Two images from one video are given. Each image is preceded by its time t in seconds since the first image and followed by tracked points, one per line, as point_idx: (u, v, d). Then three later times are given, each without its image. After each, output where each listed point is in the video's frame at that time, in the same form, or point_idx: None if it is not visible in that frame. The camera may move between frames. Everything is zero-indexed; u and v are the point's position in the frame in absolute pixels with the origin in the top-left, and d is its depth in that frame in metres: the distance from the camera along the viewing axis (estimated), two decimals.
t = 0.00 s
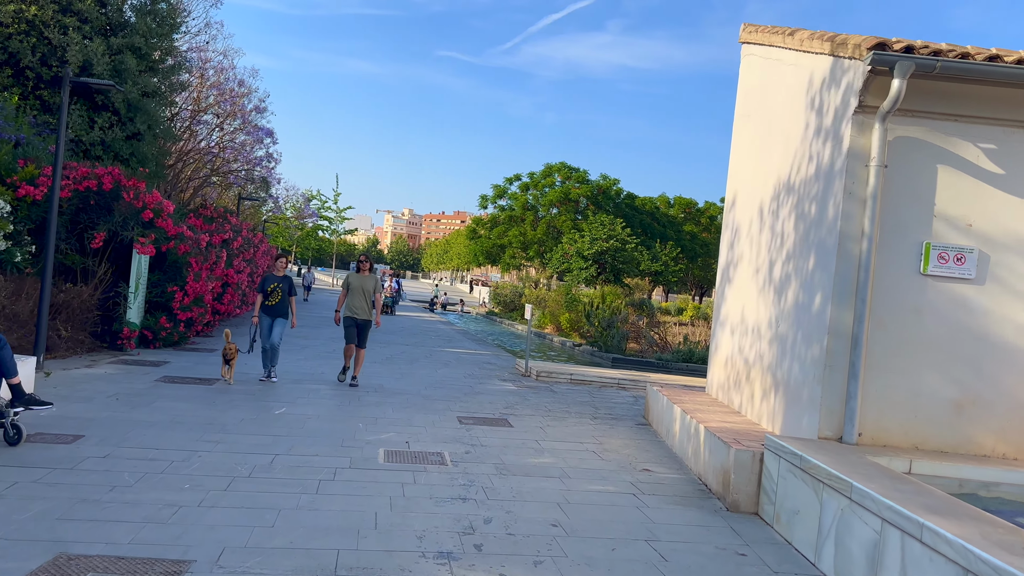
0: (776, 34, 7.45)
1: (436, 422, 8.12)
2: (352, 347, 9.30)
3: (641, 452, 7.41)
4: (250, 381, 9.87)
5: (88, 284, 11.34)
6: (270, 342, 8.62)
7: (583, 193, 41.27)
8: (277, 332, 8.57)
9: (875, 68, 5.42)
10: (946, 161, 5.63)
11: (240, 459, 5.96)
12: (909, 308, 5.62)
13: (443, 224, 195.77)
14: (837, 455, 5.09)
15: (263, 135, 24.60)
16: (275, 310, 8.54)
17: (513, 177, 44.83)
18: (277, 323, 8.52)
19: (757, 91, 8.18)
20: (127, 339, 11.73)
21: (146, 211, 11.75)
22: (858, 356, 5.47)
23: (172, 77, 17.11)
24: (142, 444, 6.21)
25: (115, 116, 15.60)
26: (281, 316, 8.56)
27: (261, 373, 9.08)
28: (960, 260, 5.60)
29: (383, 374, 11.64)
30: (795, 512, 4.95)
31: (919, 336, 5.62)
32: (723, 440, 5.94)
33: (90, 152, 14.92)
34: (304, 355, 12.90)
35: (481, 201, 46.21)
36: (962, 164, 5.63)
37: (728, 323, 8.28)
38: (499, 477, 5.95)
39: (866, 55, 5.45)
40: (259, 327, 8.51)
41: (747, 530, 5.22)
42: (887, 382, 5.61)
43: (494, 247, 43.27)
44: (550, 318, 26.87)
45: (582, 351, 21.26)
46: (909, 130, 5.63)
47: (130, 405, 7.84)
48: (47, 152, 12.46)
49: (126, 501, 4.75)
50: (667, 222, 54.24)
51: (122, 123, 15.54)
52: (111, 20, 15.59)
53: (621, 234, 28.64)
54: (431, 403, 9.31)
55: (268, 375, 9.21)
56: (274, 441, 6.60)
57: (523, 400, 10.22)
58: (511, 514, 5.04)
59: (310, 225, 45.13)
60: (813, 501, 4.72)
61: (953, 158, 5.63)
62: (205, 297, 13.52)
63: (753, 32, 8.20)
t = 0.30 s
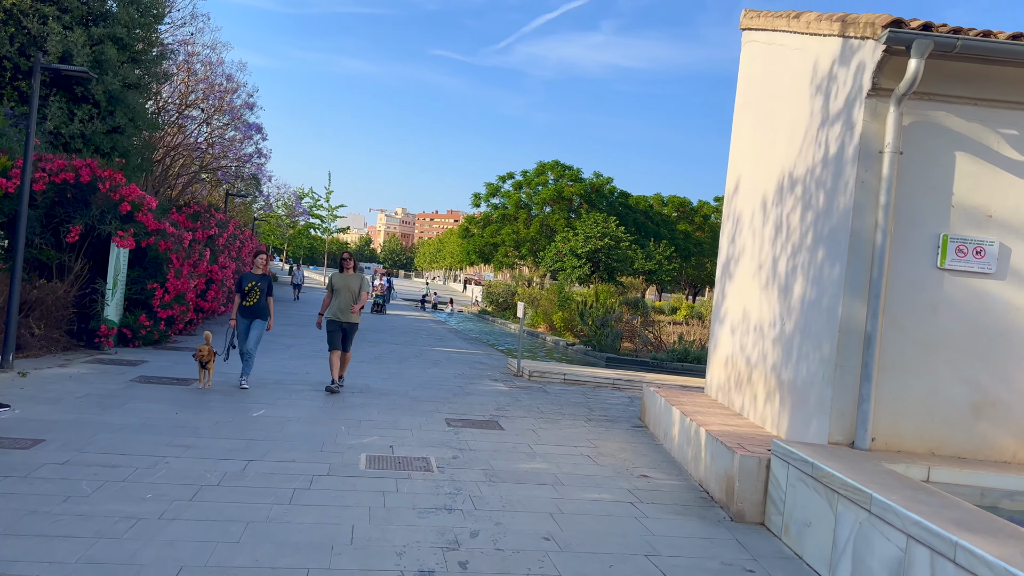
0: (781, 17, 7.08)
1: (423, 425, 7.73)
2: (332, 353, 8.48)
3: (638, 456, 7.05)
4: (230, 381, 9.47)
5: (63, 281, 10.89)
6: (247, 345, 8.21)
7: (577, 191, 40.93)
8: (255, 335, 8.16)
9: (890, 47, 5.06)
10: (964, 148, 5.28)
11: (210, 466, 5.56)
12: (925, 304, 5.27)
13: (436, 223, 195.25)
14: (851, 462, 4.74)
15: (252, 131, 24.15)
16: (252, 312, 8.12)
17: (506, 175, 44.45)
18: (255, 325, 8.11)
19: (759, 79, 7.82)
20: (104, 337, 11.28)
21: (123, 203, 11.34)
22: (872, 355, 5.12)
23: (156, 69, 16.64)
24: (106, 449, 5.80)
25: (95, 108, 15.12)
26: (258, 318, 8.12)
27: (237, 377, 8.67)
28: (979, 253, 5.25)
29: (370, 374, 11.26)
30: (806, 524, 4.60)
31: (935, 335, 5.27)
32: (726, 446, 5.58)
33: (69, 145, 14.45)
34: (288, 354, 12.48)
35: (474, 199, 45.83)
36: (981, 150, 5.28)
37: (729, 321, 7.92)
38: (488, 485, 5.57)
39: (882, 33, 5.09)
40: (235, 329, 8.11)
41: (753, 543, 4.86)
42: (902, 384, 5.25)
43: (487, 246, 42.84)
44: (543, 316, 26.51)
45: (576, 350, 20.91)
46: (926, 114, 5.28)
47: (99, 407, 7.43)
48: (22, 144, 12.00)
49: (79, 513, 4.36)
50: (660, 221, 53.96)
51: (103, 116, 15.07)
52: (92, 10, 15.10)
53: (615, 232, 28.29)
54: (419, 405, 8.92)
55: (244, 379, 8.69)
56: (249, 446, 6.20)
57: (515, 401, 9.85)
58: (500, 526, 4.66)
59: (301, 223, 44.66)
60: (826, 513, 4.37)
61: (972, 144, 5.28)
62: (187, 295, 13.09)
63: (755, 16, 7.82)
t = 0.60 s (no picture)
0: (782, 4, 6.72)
1: (405, 432, 7.35)
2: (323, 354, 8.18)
3: (630, 466, 6.69)
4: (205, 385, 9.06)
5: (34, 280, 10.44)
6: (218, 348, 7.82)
7: (569, 190, 40.62)
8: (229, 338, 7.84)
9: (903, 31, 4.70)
10: (979, 141, 4.93)
11: (170, 481, 5.16)
12: (938, 308, 4.92)
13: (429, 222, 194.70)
14: (860, 480, 4.38)
15: (239, 127, 23.73)
16: (224, 313, 7.74)
17: (498, 173, 44.10)
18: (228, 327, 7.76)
19: (758, 70, 7.46)
20: (76, 339, 10.84)
21: (98, 200, 10.97)
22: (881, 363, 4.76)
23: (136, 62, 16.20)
24: (60, 462, 5.40)
25: (71, 102, 14.69)
26: (230, 319, 7.77)
27: (205, 384, 8.07)
28: (995, 253, 4.90)
29: (353, 377, 10.87)
30: (810, 547, 4.24)
31: (948, 341, 4.91)
32: (724, 459, 5.21)
33: (44, 139, 14.01)
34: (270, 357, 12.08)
35: (466, 198, 45.47)
36: (997, 143, 4.93)
37: (726, 323, 7.57)
38: (469, 501, 5.19)
39: (893, 15, 4.74)
40: (206, 331, 7.70)
41: (754, 565, 4.49)
42: (913, 394, 4.90)
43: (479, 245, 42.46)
44: (535, 316, 26.16)
45: (567, 350, 20.56)
46: (939, 105, 4.93)
47: (61, 414, 7.01)
48: None
49: (17, 537, 3.96)
50: (653, 220, 53.68)
51: (80, 110, 14.64)
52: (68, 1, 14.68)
53: (607, 231, 27.98)
54: (401, 410, 8.54)
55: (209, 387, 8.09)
56: (215, 458, 5.80)
57: (502, 406, 9.48)
58: (479, 549, 4.28)
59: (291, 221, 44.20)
60: (834, 535, 4.01)
61: (988, 137, 4.93)
62: (165, 295, 12.68)
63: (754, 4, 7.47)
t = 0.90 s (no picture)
0: None
1: (384, 433, 6.96)
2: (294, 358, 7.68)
3: (622, 469, 6.30)
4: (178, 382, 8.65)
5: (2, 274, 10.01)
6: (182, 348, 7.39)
7: (563, 184, 40.20)
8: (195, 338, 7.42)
9: None
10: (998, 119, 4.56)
11: (122, 487, 4.76)
12: (953, 300, 4.55)
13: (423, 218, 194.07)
14: (872, 486, 4.00)
15: (226, 119, 23.24)
16: (189, 310, 7.33)
17: (491, 168, 43.67)
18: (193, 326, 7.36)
19: (757, 51, 7.07)
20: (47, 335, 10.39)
21: (73, 191, 10.49)
22: (892, 360, 4.40)
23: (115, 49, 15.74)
24: (5, 466, 4.99)
25: (47, 90, 14.20)
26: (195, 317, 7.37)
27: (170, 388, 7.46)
28: (1014, 240, 4.53)
29: (336, 374, 10.47)
30: (817, 560, 3.87)
31: (964, 335, 4.55)
32: (722, 463, 4.83)
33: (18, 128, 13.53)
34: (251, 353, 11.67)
35: (459, 193, 45.04)
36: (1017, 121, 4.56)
37: (723, 317, 7.19)
38: (447, 508, 4.80)
39: None
40: (171, 330, 7.28)
41: None
42: (926, 391, 4.53)
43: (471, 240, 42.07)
44: (528, 312, 25.77)
45: (559, 347, 20.18)
46: (954, 80, 4.56)
47: (18, 413, 6.60)
48: None
49: None
50: (647, 215, 53.31)
51: (56, 98, 14.15)
52: None
53: (601, 226, 27.59)
54: (382, 409, 8.15)
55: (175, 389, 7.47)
56: (175, 462, 5.40)
57: (490, 404, 9.09)
58: (454, 564, 3.89)
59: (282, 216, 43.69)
60: (844, 548, 3.64)
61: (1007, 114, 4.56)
62: (142, 289, 12.25)
63: None
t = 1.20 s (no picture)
0: None
1: (366, 437, 6.58)
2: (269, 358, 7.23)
3: (617, 476, 5.94)
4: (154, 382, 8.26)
5: None
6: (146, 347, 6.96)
7: (559, 179, 39.75)
8: (160, 336, 6.96)
9: None
10: None
11: (75, 501, 4.37)
12: (978, 297, 4.18)
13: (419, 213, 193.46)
14: (892, 502, 3.64)
15: (215, 111, 22.75)
16: (155, 306, 6.92)
17: (486, 163, 43.23)
18: (158, 322, 6.92)
19: (760, 34, 6.69)
20: (19, 333, 9.99)
21: (47, 186, 10.05)
22: (913, 363, 4.04)
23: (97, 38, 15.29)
24: None
25: (25, 79, 13.66)
26: (163, 313, 6.95)
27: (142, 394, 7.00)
28: None
29: (321, 373, 10.09)
30: None
31: (990, 334, 4.18)
32: (726, 474, 4.47)
33: None
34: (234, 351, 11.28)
35: (454, 188, 44.61)
36: None
37: (724, 315, 6.82)
38: (428, 523, 4.43)
39: None
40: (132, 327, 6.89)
41: None
42: (949, 397, 4.17)
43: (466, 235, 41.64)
44: (522, 308, 25.37)
45: (554, 343, 19.80)
46: (979, 58, 4.19)
47: None
48: None
49: None
50: (644, 211, 52.91)
51: (33, 87, 13.64)
52: None
53: (597, 221, 27.19)
54: (366, 411, 7.78)
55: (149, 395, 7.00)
56: (138, 471, 5.01)
57: (480, 404, 8.72)
58: None
59: (275, 211, 43.20)
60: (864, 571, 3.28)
61: None
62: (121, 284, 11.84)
63: None
